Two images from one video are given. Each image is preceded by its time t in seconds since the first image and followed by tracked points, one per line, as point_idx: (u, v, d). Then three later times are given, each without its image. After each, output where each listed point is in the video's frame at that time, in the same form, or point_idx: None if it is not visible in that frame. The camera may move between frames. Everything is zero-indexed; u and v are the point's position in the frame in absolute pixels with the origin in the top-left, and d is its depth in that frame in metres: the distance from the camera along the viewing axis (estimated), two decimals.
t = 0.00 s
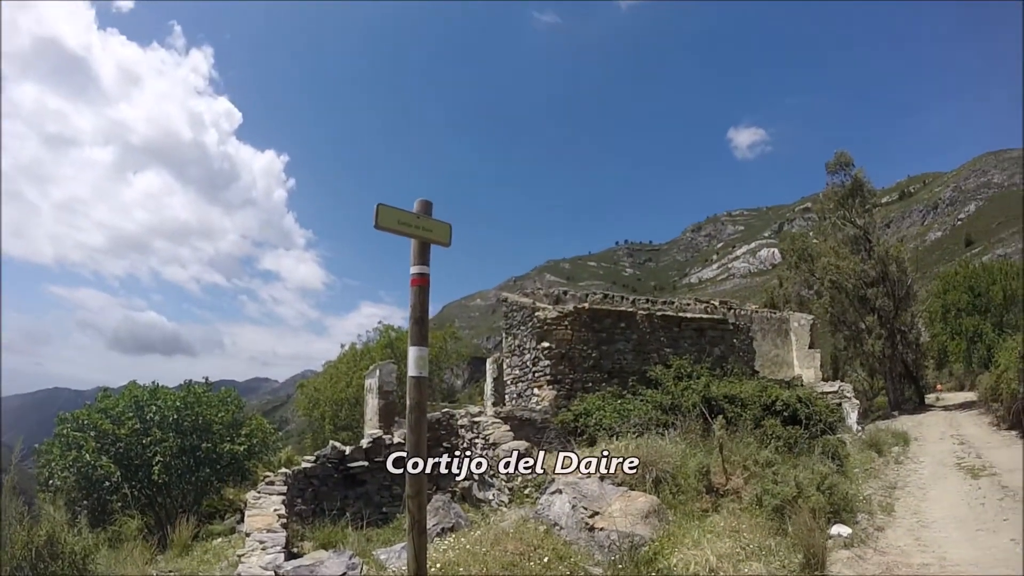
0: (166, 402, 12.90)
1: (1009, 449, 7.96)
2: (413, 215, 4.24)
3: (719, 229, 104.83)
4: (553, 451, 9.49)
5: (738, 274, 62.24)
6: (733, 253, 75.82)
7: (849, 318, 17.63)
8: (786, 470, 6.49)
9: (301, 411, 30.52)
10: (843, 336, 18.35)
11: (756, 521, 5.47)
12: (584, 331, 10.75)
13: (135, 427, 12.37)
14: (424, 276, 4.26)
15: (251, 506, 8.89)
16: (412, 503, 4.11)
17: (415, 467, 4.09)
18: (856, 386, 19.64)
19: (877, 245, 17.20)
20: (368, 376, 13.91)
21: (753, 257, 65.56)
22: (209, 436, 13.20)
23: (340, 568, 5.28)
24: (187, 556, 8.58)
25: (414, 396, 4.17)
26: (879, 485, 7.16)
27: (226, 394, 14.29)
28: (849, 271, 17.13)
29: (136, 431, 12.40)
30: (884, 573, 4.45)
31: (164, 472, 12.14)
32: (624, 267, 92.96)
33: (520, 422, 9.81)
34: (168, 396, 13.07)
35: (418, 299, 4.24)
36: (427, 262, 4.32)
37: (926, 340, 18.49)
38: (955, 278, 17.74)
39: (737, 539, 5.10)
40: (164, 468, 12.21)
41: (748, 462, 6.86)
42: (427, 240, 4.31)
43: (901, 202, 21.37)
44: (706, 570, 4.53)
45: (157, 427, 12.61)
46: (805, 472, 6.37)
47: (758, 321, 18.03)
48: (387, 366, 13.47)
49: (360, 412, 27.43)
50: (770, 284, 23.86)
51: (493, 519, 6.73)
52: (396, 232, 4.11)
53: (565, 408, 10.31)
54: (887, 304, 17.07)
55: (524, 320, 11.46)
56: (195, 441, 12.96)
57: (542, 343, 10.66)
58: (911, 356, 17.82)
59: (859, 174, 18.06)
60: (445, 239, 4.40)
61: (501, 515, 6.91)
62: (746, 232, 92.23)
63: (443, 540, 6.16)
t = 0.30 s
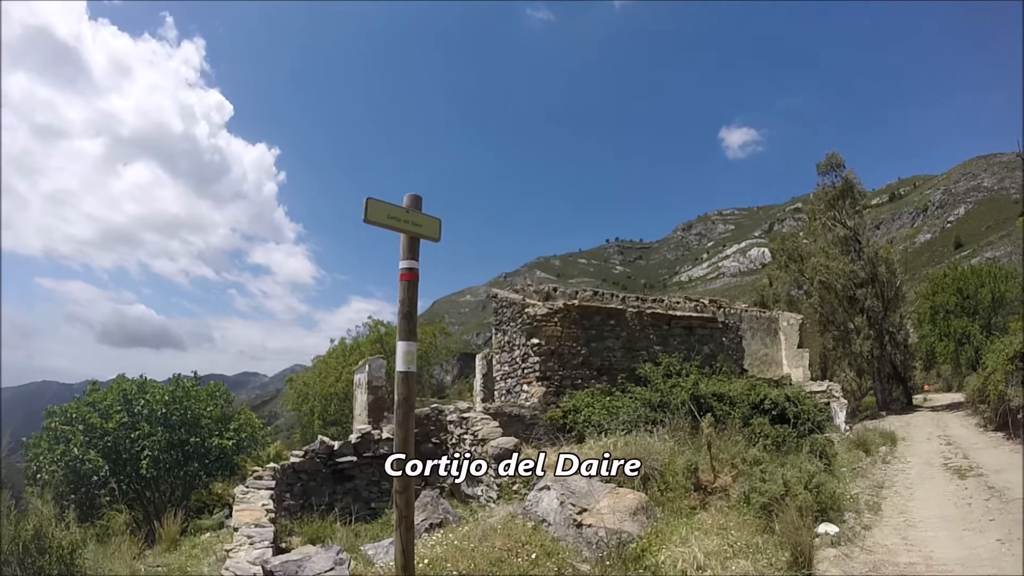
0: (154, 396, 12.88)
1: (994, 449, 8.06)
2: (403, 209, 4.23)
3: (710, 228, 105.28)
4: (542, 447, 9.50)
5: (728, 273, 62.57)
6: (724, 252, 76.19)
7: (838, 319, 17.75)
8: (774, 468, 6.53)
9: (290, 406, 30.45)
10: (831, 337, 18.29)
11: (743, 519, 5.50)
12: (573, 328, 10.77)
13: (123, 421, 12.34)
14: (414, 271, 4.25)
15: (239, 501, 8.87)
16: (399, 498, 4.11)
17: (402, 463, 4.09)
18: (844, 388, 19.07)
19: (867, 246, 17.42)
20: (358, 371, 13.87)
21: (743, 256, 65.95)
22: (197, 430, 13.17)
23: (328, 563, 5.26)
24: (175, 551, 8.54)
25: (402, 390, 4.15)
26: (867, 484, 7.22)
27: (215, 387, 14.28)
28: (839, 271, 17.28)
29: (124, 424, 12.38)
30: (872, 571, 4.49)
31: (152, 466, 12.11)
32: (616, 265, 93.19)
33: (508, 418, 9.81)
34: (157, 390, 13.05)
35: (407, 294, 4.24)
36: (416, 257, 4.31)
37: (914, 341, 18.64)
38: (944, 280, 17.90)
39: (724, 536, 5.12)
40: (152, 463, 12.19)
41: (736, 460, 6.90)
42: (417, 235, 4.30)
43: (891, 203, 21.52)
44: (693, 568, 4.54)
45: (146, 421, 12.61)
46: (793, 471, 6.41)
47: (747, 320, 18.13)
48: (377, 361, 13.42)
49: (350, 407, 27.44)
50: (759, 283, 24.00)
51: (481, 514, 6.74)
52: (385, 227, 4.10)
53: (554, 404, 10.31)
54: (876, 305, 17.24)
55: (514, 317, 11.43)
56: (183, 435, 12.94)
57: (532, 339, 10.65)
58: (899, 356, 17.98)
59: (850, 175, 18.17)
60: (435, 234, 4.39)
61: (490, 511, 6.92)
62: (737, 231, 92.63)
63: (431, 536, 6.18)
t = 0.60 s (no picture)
0: (143, 389, 12.83)
1: (981, 453, 8.13)
2: (394, 204, 4.21)
3: (703, 228, 105.62)
4: (531, 444, 9.51)
5: (720, 273, 62.81)
6: (716, 252, 76.46)
7: (829, 320, 17.85)
8: (762, 468, 6.56)
9: (279, 400, 30.35)
10: (821, 338, 18.45)
11: (731, 518, 5.52)
12: (564, 325, 10.77)
13: (111, 413, 12.29)
14: (403, 265, 4.25)
15: (228, 495, 8.83)
16: (387, 494, 4.10)
17: (390, 458, 4.08)
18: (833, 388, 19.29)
19: (857, 249, 17.53)
20: (348, 366, 13.84)
21: (734, 256, 66.23)
22: (186, 424, 13.15)
23: (315, 558, 5.25)
24: (163, 545, 8.50)
25: (390, 386, 4.14)
26: (855, 485, 7.27)
27: (204, 381, 14.24)
28: (830, 273, 17.40)
29: (113, 417, 12.34)
30: (859, 572, 4.53)
31: (140, 459, 12.05)
32: (608, 263, 93.32)
33: (498, 415, 9.81)
34: (145, 382, 12.99)
35: (397, 289, 4.23)
36: (406, 252, 4.30)
37: (903, 344, 18.78)
38: (935, 284, 18.03)
39: (712, 535, 5.14)
40: (140, 456, 12.14)
41: (724, 459, 6.93)
42: (407, 230, 4.29)
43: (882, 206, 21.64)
44: (681, 566, 4.56)
45: (134, 414, 12.57)
46: (781, 471, 6.45)
47: (738, 320, 18.18)
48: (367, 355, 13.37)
49: (340, 402, 27.46)
50: (750, 283, 24.09)
51: (470, 510, 6.74)
52: (376, 221, 4.08)
53: (543, 402, 10.31)
54: (866, 307, 17.36)
55: (504, 313, 11.40)
56: (172, 429, 12.91)
57: (522, 336, 10.64)
58: (888, 359, 18.11)
59: (842, 177, 18.25)
60: (426, 229, 4.38)
61: (478, 507, 6.92)
62: (729, 232, 92.92)
63: (419, 532, 6.17)
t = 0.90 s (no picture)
0: (133, 381, 12.75)
1: (969, 456, 8.20)
2: (385, 198, 4.20)
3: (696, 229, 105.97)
4: (520, 440, 9.51)
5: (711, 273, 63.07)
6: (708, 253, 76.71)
7: (819, 322, 17.95)
8: (751, 468, 6.59)
9: (269, 394, 30.25)
10: (812, 340, 18.57)
11: (719, 518, 5.53)
12: (555, 323, 10.76)
13: (100, 405, 12.22)
14: (394, 260, 4.24)
15: (216, 489, 8.80)
16: (375, 489, 4.09)
17: (379, 454, 4.07)
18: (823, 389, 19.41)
19: (849, 251, 17.66)
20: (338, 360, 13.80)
21: (726, 257, 66.51)
22: (175, 417, 13.07)
23: (302, 553, 5.23)
24: (151, 538, 8.46)
25: (380, 380, 4.13)
26: (843, 486, 7.32)
27: (194, 373, 14.18)
28: (821, 275, 17.52)
29: (102, 409, 12.26)
30: (846, 572, 4.56)
31: (129, 453, 12.03)
32: (601, 262, 93.44)
33: (488, 411, 9.80)
34: (135, 374, 12.92)
35: (387, 284, 4.22)
36: (397, 247, 4.28)
37: (893, 347, 18.92)
38: (925, 288, 18.17)
39: (700, 534, 5.16)
40: (129, 448, 12.07)
41: (713, 459, 6.96)
42: (399, 224, 4.28)
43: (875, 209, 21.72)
44: (668, 564, 4.57)
45: (124, 406, 12.50)
46: (770, 471, 6.48)
47: (729, 320, 18.23)
48: (357, 350, 13.31)
49: (330, 397, 27.45)
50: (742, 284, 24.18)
51: (458, 506, 6.74)
52: (367, 215, 4.07)
53: (533, 399, 10.32)
54: (857, 309, 17.47)
55: (496, 310, 11.38)
56: (161, 422, 12.88)
57: (513, 333, 10.63)
58: (878, 362, 18.24)
59: (836, 180, 18.33)
60: (417, 223, 4.36)
61: (467, 503, 6.93)
62: (721, 232, 93.18)
63: (407, 528, 6.16)
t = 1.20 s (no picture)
0: (122, 374, 12.68)
1: (955, 454, 8.29)
2: (375, 190, 4.18)
3: (688, 226, 106.36)
4: (509, 435, 9.53)
5: (702, 270, 63.37)
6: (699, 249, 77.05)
7: (809, 320, 18.06)
8: (739, 463, 6.63)
9: (258, 387, 30.13)
10: (801, 337, 18.71)
11: (707, 512, 5.56)
12: (545, 317, 10.78)
13: (90, 398, 12.13)
14: (384, 253, 4.23)
15: (205, 483, 8.77)
16: (364, 482, 4.09)
17: (367, 446, 4.08)
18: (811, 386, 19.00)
19: (839, 250, 17.81)
20: (328, 354, 13.75)
21: (716, 253, 66.85)
22: (164, 411, 13.08)
23: (290, 547, 5.23)
24: (140, 532, 8.43)
25: (368, 373, 4.13)
26: (830, 482, 7.39)
27: (183, 366, 14.11)
28: (811, 273, 17.65)
29: (91, 402, 12.15)
30: (833, 567, 4.60)
31: (117, 447, 12.08)
32: (593, 258, 93.58)
33: (477, 405, 9.81)
34: (124, 367, 12.85)
35: (376, 277, 4.21)
36: (386, 239, 4.28)
37: (882, 345, 19.09)
38: (915, 287, 18.32)
39: (688, 529, 5.17)
40: (117, 443, 12.08)
41: (702, 454, 6.99)
42: (389, 217, 4.26)
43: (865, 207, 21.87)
44: (657, 559, 4.58)
45: (112, 399, 12.42)
46: (758, 467, 6.53)
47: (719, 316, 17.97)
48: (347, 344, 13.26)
49: (319, 390, 27.40)
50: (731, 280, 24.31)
51: (447, 500, 6.75)
52: (356, 207, 4.05)
53: (523, 393, 10.33)
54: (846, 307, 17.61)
55: (486, 304, 11.37)
56: (150, 415, 12.87)
57: (503, 327, 10.62)
58: (866, 359, 18.40)
59: (827, 178, 18.42)
60: (407, 217, 4.35)
61: (455, 497, 6.95)
62: (712, 229, 93.47)
63: (396, 521, 6.16)
